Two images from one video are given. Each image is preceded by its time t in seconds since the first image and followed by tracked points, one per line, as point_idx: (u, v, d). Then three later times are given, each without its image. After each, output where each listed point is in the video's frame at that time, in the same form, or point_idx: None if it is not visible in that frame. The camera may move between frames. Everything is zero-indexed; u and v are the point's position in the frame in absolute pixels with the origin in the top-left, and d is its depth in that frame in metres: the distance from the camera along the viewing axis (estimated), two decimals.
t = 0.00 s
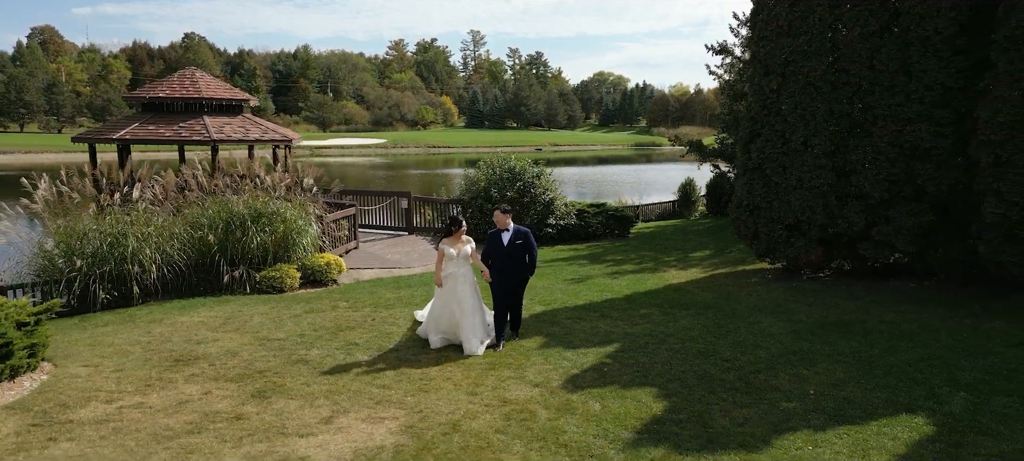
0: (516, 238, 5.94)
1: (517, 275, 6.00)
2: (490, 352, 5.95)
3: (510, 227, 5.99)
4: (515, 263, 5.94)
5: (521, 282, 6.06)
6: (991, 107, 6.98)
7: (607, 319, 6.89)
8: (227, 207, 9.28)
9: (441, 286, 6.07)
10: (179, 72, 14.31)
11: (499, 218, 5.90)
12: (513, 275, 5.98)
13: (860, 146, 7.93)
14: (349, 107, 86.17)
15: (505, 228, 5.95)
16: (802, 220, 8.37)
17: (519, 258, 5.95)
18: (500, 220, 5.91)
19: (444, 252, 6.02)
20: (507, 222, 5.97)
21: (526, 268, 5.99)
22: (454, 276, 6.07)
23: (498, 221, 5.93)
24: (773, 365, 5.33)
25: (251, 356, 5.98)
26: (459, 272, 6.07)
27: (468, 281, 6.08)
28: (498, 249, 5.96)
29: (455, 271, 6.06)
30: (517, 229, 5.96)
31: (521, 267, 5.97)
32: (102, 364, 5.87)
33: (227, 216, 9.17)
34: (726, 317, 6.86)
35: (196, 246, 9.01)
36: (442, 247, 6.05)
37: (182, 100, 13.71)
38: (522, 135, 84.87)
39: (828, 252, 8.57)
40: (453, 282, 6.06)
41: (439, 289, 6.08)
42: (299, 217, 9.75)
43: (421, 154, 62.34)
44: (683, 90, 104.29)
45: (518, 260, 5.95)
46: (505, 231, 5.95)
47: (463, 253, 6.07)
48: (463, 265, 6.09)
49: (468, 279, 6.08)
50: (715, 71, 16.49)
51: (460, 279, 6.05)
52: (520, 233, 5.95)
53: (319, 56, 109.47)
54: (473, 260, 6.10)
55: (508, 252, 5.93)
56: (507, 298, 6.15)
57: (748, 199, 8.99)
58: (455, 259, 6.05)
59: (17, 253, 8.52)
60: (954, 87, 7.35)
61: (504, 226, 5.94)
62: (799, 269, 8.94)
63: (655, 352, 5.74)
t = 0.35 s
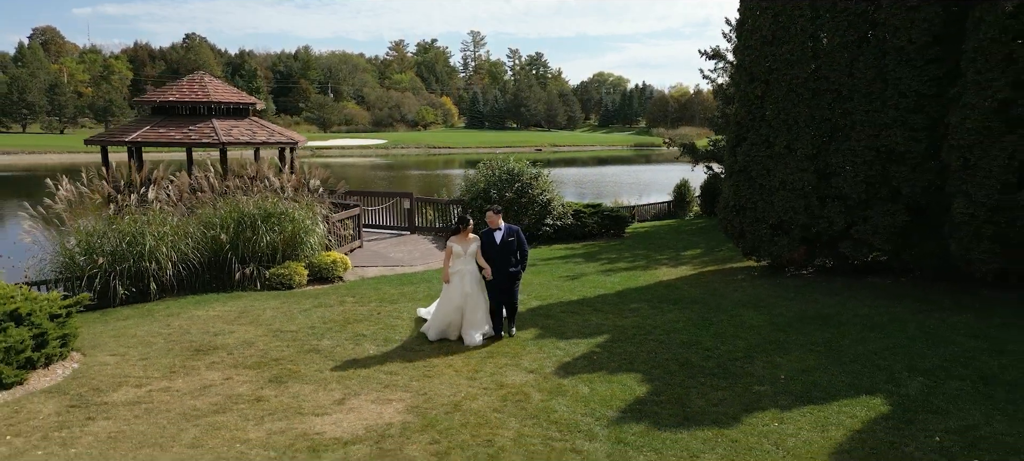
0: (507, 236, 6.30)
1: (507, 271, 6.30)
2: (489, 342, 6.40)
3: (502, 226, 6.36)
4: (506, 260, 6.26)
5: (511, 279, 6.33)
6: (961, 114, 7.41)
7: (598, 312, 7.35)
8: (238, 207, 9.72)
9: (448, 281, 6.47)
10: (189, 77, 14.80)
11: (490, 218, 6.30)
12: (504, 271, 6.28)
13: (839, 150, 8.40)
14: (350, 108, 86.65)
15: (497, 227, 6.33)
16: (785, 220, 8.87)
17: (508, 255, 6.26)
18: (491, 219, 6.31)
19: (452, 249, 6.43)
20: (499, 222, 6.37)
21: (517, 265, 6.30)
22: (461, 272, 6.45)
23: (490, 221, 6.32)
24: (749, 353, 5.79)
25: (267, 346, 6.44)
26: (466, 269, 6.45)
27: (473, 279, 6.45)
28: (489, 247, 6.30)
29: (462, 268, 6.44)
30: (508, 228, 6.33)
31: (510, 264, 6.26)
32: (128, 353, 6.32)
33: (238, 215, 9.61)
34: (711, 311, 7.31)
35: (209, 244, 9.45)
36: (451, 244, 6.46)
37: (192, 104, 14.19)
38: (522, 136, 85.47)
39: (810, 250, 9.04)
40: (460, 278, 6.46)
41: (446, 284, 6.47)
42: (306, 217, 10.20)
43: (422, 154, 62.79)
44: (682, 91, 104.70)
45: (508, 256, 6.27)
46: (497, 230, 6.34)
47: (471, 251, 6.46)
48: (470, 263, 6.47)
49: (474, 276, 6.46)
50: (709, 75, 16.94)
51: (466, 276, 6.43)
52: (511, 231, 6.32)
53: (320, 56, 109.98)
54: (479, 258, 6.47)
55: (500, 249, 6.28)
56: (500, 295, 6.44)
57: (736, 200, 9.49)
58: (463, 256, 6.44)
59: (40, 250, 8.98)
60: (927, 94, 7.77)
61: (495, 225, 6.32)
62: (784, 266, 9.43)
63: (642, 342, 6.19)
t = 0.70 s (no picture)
0: (506, 238, 6.57)
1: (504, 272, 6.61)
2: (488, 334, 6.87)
3: (501, 228, 6.60)
4: (505, 261, 6.57)
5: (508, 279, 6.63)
6: (933, 119, 7.88)
7: (591, 306, 7.82)
8: (249, 207, 10.17)
9: (450, 281, 6.71)
10: (198, 82, 15.29)
11: (490, 221, 6.52)
12: (502, 272, 6.61)
13: (820, 153, 8.89)
14: (350, 109, 87.21)
15: (496, 229, 6.57)
16: (770, 219, 9.36)
17: (507, 257, 6.57)
18: (491, 222, 6.52)
19: (452, 250, 6.69)
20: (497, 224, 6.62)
21: (514, 265, 6.61)
22: (461, 272, 6.72)
23: (489, 223, 6.54)
24: (729, 341, 6.27)
25: (281, 336, 6.91)
26: (466, 268, 6.74)
27: (474, 278, 6.78)
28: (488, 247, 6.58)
29: (463, 268, 6.73)
30: (507, 230, 6.58)
31: (508, 265, 6.59)
32: (153, 342, 6.80)
33: (249, 215, 10.07)
34: (697, 304, 7.78)
35: (222, 242, 9.90)
36: (451, 246, 6.70)
37: (201, 107, 14.68)
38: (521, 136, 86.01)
39: (794, 248, 9.53)
40: (462, 279, 6.72)
41: (449, 285, 6.69)
42: (313, 217, 10.66)
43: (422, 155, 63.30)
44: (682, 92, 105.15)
45: (506, 258, 6.58)
46: (496, 232, 6.58)
47: (470, 251, 6.74)
48: (469, 262, 6.76)
49: (474, 276, 6.79)
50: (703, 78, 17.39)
51: (468, 275, 6.73)
52: (510, 234, 6.58)
53: (321, 57, 110.57)
54: (478, 258, 6.74)
55: (499, 251, 6.56)
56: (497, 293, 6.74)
57: (723, 200, 9.98)
58: (462, 257, 6.70)
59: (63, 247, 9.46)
60: (903, 101, 8.23)
61: (494, 227, 6.55)
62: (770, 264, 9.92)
63: (631, 332, 6.66)
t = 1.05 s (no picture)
0: (511, 237, 6.85)
1: (510, 269, 6.94)
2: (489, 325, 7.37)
3: (506, 226, 6.86)
4: (510, 259, 6.86)
5: (512, 276, 6.98)
6: (908, 124, 8.37)
7: (587, 300, 8.31)
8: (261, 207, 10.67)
9: (450, 279, 7.13)
10: (208, 85, 15.79)
11: (496, 220, 6.75)
12: (507, 269, 6.92)
13: (803, 156, 9.39)
14: (351, 110, 87.75)
15: (501, 228, 6.83)
16: (756, 218, 9.87)
17: (513, 254, 6.86)
18: (498, 221, 6.76)
19: (450, 249, 7.09)
20: (502, 222, 6.85)
21: (519, 262, 6.92)
22: (460, 269, 7.15)
23: (495, 222, 6.78)
24: (713, 331, 6.76)
25: (297, 327, 7.40)
26: (464, 265, 7.17)
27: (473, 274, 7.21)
28: (494, 245, 6.86)
29: (462, 265, 7.17)
30: (512, 229, 6.84)
31: (513, 262, 6.88)
32: (177, 333, 7.30)
33: (261, 214, 10.57)
34: (686, 298, 8.27)
35: (235, 240, 10.40)
36: (449, 244, 7.10)
37: (212, 110, 15.18)
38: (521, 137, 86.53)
39: (779, 247, 10.05)
40: (461, 275, 7.16)
41: (448, 282, 7.11)
42: (322, 216, 11.15)
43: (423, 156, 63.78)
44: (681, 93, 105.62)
45: (511, 256, 6.86)
46: (501, 230, 6.85)
47: (467, 248, 7.17)
48: (466, 260, 7.19)
49: (472, 272, 7.23)
50: (698, 81, 17.87)
51: (466, 271, 7.18)
52: (515, 232, 6.85)
53: (322, 58, 111.11)
54: (474, 255, 7.19)
55: (505, 249, 6.85)
56: (499, 287, 7.12)
57: (713, 200, 10.49)
58: (459, 255, 7.14)
59: (86, 245, 9.96)
60: (881, 106, 8.72)
61: (500, 226, 6.81)
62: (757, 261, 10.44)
63: (622, 323, 7.15)
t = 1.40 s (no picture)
0: (512, 235, 7.16)
1: (512, 266, 7.26)
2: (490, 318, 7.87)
3: (508, 225, 7.18)
4: (512, 257, 7.17)
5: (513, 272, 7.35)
6: (885, 129, 8.88)
7: (582, 295, 8.82)
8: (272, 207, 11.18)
9: (452, 276, 7.48)
10: (218, 89, 16.32)
11: (498, 219, 7.06)
12: (509, 265, 7.24)
13: (788, 159, 9.91)
14: (352, 110, 88.31)
15: (503, 227, 7.15)
16: (743, 218, 10.39)
17: (514, 252, 7.17)
18: (499, 221, 7.08)
19: (452, 248, 7.49)
20: (504, 221, 7.17)
21: (520, 259, 7.23)
22: (461, 268, 7.49)
23: (497, 221, 7.09)
24: (699, 322, 7.28)
25: (310, 320, 7.91)
26: (465, 264, 7.51)
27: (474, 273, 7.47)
28: (497, 244, 7.15)
29: (463, 263, 7.50)
30: (513, 228, 7.15)
31: (515, 259, 7.20)
32: (199, 324, 7.82)
33: (272, 214, 11.09)
34: (676, 293, 8.78)
35: (249, 238, 10.89)
36: (451, 244, 7.49)
37: (222, 114, 15.70)
38: (521, 137, 87.08)
39: (765, 245, 10.57)
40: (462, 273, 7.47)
41: (450, 279, 7.49)
42: (330, 216, 11.67)
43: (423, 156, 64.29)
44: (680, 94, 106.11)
45: (513, 254, 7.17)
46: (503, 229, 7.16)
47: (469, 248, 7.52)
48: (468, 259, 7.52)
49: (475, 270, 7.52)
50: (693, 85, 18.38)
51: (466, 270, 7.49)
52: (516, 231, 7.16)
53: (322, 59, 111.67)
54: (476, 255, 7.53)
55: (506, 247, 7.16)
56: (501, 283, 7.43)
57: (703, 200, 11.02)
58: (461, 254, 7.50)
59: (107, 244, 10.47)
60: (861, 112, 9.22)
61: (502, 225, 7.12)
62: (746, 258, 10.97)
63: (615, 315, 7.66)
